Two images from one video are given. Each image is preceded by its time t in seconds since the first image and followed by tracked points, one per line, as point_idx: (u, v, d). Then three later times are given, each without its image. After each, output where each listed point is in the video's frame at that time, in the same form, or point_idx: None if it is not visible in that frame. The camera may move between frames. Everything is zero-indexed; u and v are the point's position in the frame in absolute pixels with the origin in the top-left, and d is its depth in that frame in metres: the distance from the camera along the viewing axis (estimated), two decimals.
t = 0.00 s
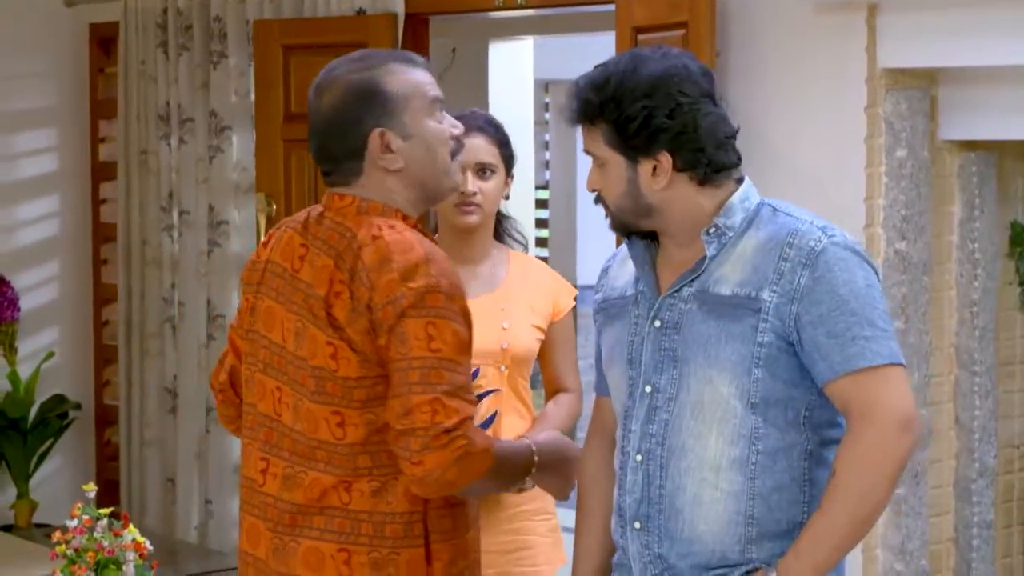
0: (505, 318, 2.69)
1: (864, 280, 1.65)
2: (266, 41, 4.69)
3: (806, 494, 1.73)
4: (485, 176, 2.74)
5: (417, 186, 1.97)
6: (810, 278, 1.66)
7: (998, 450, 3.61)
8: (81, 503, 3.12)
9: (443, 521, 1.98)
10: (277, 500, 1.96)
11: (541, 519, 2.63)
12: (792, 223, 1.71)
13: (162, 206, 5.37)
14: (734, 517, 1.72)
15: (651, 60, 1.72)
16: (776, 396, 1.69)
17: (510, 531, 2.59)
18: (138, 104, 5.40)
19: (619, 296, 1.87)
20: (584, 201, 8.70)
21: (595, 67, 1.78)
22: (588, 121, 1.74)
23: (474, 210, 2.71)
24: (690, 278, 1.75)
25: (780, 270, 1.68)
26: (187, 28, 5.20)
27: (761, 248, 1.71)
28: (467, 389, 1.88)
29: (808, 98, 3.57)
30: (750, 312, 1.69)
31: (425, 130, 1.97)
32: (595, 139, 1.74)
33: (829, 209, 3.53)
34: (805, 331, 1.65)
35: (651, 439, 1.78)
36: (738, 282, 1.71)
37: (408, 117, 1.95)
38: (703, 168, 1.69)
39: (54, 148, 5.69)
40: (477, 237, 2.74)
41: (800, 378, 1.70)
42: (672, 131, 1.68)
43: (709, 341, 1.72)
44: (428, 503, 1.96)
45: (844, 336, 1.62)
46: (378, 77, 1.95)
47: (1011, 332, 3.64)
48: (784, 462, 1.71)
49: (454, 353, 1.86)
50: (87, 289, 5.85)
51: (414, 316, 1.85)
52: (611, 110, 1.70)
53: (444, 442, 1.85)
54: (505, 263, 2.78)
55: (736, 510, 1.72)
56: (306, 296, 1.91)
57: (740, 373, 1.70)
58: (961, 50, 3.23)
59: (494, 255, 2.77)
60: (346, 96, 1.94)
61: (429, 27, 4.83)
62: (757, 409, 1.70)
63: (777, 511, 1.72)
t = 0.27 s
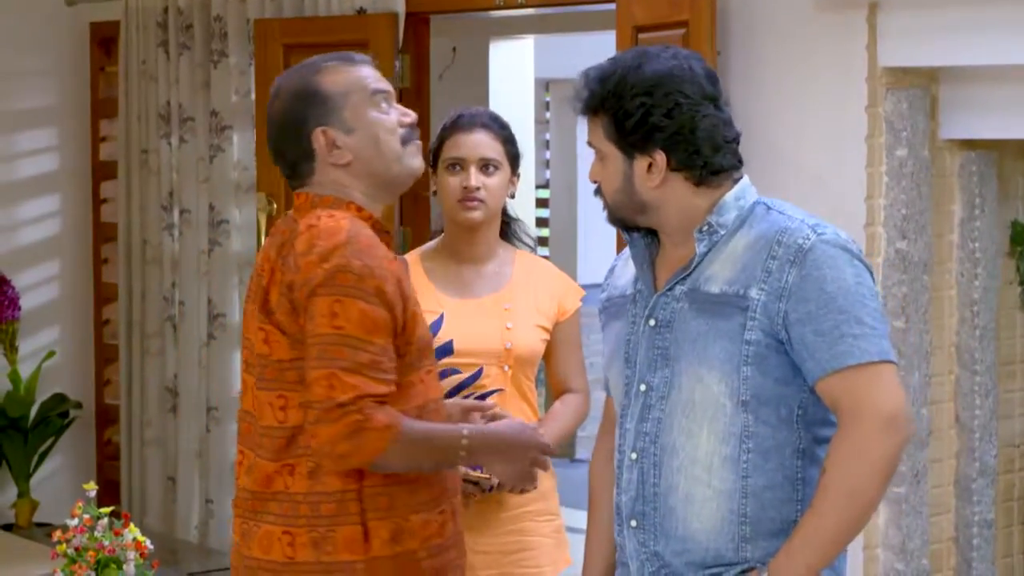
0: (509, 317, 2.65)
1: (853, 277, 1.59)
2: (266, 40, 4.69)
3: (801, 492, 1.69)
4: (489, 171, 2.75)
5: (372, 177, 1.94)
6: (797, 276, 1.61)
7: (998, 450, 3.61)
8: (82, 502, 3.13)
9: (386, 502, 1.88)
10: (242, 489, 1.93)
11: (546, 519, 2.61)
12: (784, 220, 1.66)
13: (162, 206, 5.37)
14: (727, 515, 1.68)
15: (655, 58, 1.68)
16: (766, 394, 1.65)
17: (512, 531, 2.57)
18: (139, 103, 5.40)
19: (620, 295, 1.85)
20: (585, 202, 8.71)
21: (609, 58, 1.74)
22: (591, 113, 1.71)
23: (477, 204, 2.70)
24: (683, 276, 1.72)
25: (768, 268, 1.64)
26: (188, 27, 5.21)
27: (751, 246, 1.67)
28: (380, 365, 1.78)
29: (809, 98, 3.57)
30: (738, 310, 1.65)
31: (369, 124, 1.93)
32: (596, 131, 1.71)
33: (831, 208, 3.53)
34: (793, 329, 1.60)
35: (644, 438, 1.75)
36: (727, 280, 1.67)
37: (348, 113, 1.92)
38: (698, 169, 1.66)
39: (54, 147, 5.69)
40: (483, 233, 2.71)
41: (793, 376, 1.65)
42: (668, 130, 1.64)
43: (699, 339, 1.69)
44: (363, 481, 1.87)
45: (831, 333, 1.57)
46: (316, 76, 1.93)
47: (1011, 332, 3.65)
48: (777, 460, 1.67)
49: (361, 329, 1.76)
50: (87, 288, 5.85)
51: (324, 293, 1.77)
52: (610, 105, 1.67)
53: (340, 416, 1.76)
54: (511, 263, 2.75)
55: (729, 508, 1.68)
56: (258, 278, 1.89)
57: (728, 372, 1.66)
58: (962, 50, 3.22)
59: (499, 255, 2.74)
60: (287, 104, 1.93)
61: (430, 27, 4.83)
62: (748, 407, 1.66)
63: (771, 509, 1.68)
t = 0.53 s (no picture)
0: (510, 318, 2.65)
1: (850, 279, 1.55)
2: (266, 40, 4.69)
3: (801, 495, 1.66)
4: (488, 168, 2.77)
5: (337, 179, 2.00)
6: (793, 276, 1.58)
7: (998, 450, 3.61)
8: (82, 503, 3.12)
9: (323, 489, 1.92)
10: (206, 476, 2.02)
11: (546, 521, 2.61)
12: (787, 220, 1.63)
13: (162, 206, 5.37)
14: (724, 516, 1.66)
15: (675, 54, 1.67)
16: (762, 394, 1.63)
17: (511, 532, 2.57)
18: (139, 103, 5.40)
19: (636, 292, 1.85)
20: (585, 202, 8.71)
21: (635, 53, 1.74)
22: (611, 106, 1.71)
23: (476, 201, 2.71)
24: (687, 275, 1.70)
25: (765, 268, 1.61)
26: (188, 27, 5.21)
27: (752, 245, 1.64)
28: (318, 352, 1.84)
29: (809, 98, 3.57)
30: (736, 308, 1.63)
31: (339, 126, 2.00)
32: (614, 125, 1.71)
33: (831, 208, 3.53)
34: (787, 329, 1.58)
35: (646, 435, 1.74)
36: (727, 279, 1.65)
37: (321, 114, 2.01)
38: (710, 169, 1.65)
39: (54, 147, 5.69)
40: (483, 231, 2.71)
41: (791, 377, 1.63)
42: (680, 128, 1.64)
43: (698, 338, 1.67)
44: (300, 467, 1.91)
45: (824, 335, 1.54)
46: (296, 83, 2.03)
47: (1011, 332, 3.65)
48: (775, 462, 1.64)
49: (295, 317, 1.83)
50: (88, 288, 5.85)
51: (260, 284, 1.85)
52: (627, 99, 1.67)
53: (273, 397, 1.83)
54: (513, 262, 2.74)
55: (726, 509, 1.66)
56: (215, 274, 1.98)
57: (725, 371, 1.64)
58: (962, 50, 3.23)
59: (500, 255, 2.74)
60: (268, 102, 2.03)
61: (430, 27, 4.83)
62: (744, 406, 1.63)
63: (768, 511, 1.65)
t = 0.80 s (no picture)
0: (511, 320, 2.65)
1: (860, 287, 1.55)
2: (265, 40, 4.69)
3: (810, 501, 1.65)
4: (489, 169, 2.77)
5: (314, 176, 2.03)
6: (803, 282, 1.58)
7: (997, 449, 3.62)
8: (82, 502, 3.12)
9: (291, 484, 1.96)
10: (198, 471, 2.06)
11: (545, 522, 2.61)
12: (804, 224, 1.63)
13: (162, 206, 5.37)
14: (730, 519, 1.66)
15: (711, 46, 1.65)
16: (771, 399, 1.63)
17: (511, 533, 2.57)
18: (139, 103, 5.40)
19: (664, 291, 1.85)
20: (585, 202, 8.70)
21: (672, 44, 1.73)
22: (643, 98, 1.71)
23: (477, 201, 2.71)
24: (704, 276, 1.70)
25: (777, 272, 1.61)
26: (188, 27, 5.21)
27: (767, 249, 1.64)
28: (264, 347, 1.87)
29: (809, 98, 3.57)
30: (748, 312, 1.63)
31: (320, 125, 2.02)
32: (645, 117, 1.71)
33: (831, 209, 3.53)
34: (795, 335, 1.58)
35: (659, 434, 1.74)
36: (741, 282, 1.65)
37: (301, 113, 2.03)
38: (736, 167, 1.65)
39: (54, 147, 5.69)
40: (485, 231, 2.72)
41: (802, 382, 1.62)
42: (707, 125, 1.63)
43: (711, 340, 1.67)
44: (267, 464, 1.95)
45: (831, 344, 1.54)
46: (281, 82, 2.06)
47: (1011, 332, 3.65)
48: (782, 468, 1.63)
49: (239, 315, 1.87)
50: (88, 288, 5.85)
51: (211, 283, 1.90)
52: (656, 92, 1.67)
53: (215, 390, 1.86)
54: (515, 263, 2.75)
55: (732, 512, 1.66)
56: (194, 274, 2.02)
57: (734, 376, 1.64)
58: (962, 50, 3.23)
59: (503, 255, 2.74)
60: (253, 100, 2.06)
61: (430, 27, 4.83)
62: (751, 410, 1.63)
63: (776, 517, 1.64)
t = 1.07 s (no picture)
0: (512, 321, 2.65)
1: (874, 295, 1.52)
2: (265, 41, 4.68)
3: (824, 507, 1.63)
4: (493, 171, 2.76)
5: (328, 185, 2.01)
6: (816, 289, 1.56)
7: (996, 449, 3.62)
8: (80, 502, 3.12)
9: (280, 486, 1.96)
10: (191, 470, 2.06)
11: (547, 523, 2.61)
12: (822, 228, 1.61)
13: (161, 206, 5.36)
14: (743, 524, 1.65)
15: (740, 45, 1.63)
16: (784, 405, 1.61)
17: (512, 533, 2.56)
18: (138, 103, 5.40)
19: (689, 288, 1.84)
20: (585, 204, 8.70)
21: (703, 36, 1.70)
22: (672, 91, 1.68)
23: (481, 203, 2.70)
24: (724, 278, 1.69)
25: (793, 278, 1.59)
26: (187, 28, 5.21)
27: (785, 252, 1.62)
28: (236, 354, 1.87)
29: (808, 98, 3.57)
30: (762, 317, 1.62)
31: (348, 137, 2.01)
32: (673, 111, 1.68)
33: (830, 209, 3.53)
34: (808, 342, 1.56)
35: (677, 436, 1.73)
36: (757, 286, 1.63)
37: (336, 119, 2.00)
38: (759, 168, 1.63)
39: (54, 147, 5.70)
40: (488, 233, 2.71)
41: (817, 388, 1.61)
42: (733, 126, 1.61)
43: (727, 343, 1.66)
44: (255, 467, 1.95)
45: (842, 353, 1.52)
46: (314, 78, 2.01)
47: (1011, 332, 3.65)
48: (795, 474, 1.62)
49: (213, 319, 1.87)
50: (87, 289, 5.85)
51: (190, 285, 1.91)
52: (688, 87, 1.64)
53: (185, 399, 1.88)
54: (518, 264, 2.74)
55: (745, 517, 1.65)
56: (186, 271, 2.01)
57: (748, 381, 1.63)
58: (960, 49, 3.23)
59: (505, 257, 2.73)
60: (279, 87, 2.00)
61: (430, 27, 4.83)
62: (764, 416, 1.62)
63: (789, 523, 1.63)
